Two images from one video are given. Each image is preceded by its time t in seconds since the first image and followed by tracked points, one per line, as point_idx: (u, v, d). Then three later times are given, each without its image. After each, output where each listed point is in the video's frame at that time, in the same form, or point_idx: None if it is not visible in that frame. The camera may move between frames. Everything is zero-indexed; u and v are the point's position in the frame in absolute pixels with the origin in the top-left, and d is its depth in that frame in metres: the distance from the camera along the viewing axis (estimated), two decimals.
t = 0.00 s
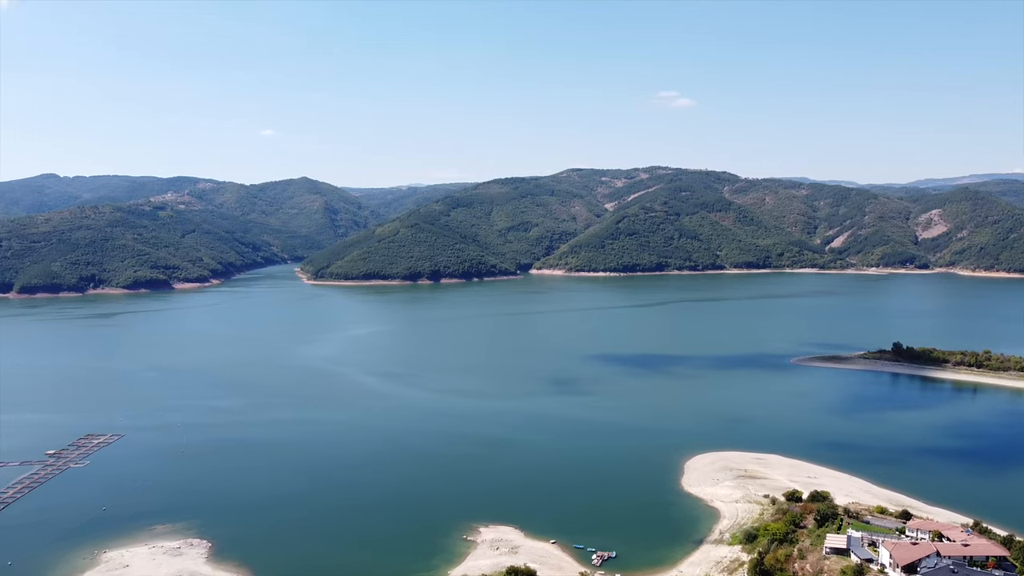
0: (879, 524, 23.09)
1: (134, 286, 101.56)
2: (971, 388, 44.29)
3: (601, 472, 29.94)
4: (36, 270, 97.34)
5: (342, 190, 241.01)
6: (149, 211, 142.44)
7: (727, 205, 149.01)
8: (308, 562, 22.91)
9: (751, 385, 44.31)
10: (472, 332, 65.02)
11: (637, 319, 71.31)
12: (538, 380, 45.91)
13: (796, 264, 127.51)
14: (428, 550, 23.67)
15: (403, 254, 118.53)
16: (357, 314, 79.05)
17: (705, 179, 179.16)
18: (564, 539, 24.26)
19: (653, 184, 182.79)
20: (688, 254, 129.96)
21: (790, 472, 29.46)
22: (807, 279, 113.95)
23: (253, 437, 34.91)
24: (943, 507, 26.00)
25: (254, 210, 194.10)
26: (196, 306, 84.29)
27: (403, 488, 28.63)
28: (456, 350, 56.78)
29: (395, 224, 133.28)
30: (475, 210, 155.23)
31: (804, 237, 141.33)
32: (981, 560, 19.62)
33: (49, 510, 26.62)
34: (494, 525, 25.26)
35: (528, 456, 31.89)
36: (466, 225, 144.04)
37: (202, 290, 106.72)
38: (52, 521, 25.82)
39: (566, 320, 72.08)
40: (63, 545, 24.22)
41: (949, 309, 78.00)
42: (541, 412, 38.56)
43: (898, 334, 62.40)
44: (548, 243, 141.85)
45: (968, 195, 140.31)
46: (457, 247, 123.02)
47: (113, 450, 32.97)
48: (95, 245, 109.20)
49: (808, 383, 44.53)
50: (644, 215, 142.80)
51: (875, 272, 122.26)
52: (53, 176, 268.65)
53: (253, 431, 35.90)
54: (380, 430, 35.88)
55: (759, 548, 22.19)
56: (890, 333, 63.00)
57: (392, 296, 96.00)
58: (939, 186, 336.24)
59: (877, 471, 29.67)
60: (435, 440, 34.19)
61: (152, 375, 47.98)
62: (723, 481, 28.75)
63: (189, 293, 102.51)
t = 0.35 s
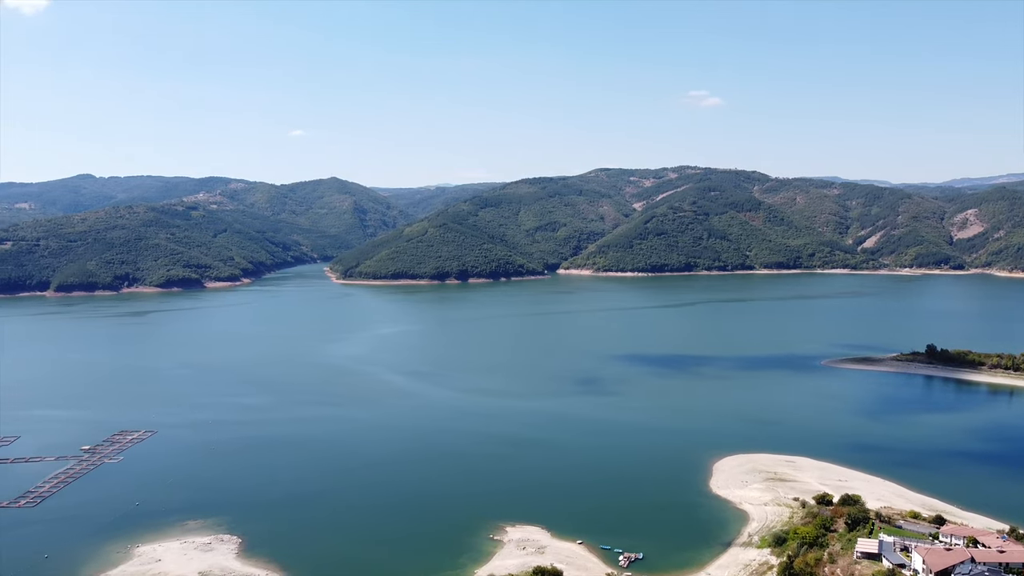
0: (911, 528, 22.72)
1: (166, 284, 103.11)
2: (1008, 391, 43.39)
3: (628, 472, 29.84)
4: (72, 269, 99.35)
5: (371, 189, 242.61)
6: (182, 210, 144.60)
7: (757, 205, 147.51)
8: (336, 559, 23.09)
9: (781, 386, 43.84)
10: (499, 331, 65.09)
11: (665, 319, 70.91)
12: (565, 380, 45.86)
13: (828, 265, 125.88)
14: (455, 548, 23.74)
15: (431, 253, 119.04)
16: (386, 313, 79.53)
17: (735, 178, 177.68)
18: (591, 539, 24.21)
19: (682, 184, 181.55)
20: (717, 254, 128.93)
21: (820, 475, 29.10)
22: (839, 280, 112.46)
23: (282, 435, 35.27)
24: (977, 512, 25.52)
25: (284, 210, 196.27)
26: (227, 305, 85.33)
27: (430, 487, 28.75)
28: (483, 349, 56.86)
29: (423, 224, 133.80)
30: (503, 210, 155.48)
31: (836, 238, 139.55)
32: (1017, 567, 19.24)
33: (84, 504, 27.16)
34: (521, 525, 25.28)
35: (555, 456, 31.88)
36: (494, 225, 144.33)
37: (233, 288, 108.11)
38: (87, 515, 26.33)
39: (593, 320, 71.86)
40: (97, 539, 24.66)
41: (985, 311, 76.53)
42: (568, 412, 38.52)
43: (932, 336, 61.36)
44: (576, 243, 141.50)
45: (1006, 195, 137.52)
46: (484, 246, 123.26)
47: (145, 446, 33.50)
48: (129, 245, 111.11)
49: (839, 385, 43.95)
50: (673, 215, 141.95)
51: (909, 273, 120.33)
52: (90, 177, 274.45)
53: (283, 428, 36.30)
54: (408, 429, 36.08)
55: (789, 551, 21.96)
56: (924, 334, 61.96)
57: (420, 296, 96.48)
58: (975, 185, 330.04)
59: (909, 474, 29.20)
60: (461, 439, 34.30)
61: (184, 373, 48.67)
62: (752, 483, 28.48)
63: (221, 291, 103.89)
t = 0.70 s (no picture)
0: (942, 533, 22.37)
1: (195, 283, 104.21)
2: None
3: (653, 473, 29.71)
4: (104, 268, 100.92)
5: (397, 189, 243.71)
6: (211, 210, 146.32)
7: (784, 204, 145.99)
8: (362, 557, 23.23)
9: (808, 387, 43.35)
10: (524, 332, 65.09)
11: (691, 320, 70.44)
12: (590, 380, 45.74)
13: (857, 265, 124.26)
14: (480, 548, 23.77)
15: (456, 253, 119.36)
16: (411, 312, 79.87)
17: (762, 178, 176.00)
18: (615, 540, 24.12)
19: (709, 183, 180.20)
20: (744, 253, 127.85)
21: (849, 478, 28.76)
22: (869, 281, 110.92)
23: (309, 433, 35.60)
24: (1010, 517, 25.07)
25: (311, 210, 197.86)
26: (254, 304, 86.16)
27: (455, 485, 28.83)
28: (508, 349, 56.91)
29: (448, 224, 134.17)
30: (528, 209, 155.46)
31: (865, 238, 137.78)
32: None
33: (115, 500, 27.60)
34: (545, 525, 25.27)
35: (579, 456, 31.79)
36: (519, 225, 144.38)
37: (261, 287, 109.18)
38: (117, 510, 26.75)
39: (619, 320, 71.56)
40: (127, 534, 25.01)
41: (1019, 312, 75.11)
42: (593, 412, 38.41)
43: (964, 338, 60.35)
44: (602, 243, 141.06)
45: None
46: (509, 246, 123.32)
47: (174, 443, 33.92)
48: (160, 244, 112.60)
49: (869, 387, 43.38)
50: (699, 215, 140.98)
51: (941, 274, 118.45)
52: (122, 177, 279.19)
53: (309, 426, 36.56)
54: (433, 427, 36.21)
55: (817, 555, 21.72)
56: (956, 336, 60.95)
57: (445, 295, 96.78)
58: (1008, 185, 324.38)
59: (940, 478, 28.72)
60: (486, 439, 34.36)
61: (213, 371, 49.21)
62: (779, 486, 28.21)
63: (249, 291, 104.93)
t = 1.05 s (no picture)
0: (977, 539, 21.96)
1: (227, 282, 105.43)
2: None
3: (682, 475, 29.54)
4: (138, 267, 102.60)
5: (425, 189, 244.86)
6: (242, 210, 148.16)
7: (815, 204, 144.20)
8: (389, 554, 23.39)
9: (839, 389, 42.79)
10: (552, 331, 64.99)
11: (720, 320, 69.86)
12: (617, 380, 45.58)
13: (889, 266, 122.36)
14: (506, 548, 23.78)
15: (484, 253, 119.58)
16: (439, 312, 80.16)
17: (793, 177, 174.04)
18: (642, 542, 24.01)
19: (738, 182, 178.54)
20: (773, 254, 126.55)
21: (881, 482, 28.36)
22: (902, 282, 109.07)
23: (338, 431, 35.90)
24: None
25: (340, 210, 199.60)
26: (285, 303, 87.04)
27: (481, 485, 28.89)
28: (535, 349, 56.91)
29: (475, 224, 134.42)
30: (556, 209, 155.42)
31: (898, 238, 135.62)
32: None
33: (147, 495, 28.04)
34: (572, 526, 25.22)
35: (607, 457, 31.65)
36: (546, 225, 144.33)
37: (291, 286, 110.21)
38: (149, 506, 27.16)
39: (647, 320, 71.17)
40: (159, 529, 25.39)
41: None
42: (620, 412, 38.29)
43: (1000, 340, 59.14)
44: (629, 243, 140.43)
45: None
46: (537, 246, 123.27)
47: (206, 440, 34.40)
48: (192, 243, 114.22)
49: (901, 389, 42.70)
50: (729, 214, 139.82)
51: (976, 275, 116.21)
52: (156, 177, 284.00)
53: (337, 424, 36.88)
54: (459, 426, 36.35)
55: (847, 559, 21.43)
56: (991, 339, 59.77)
57: (473, 295, 97.08)
58: None
59: (973, 482, 28.22)
60: (513, 438, 34.41)
61: (244, 369, 49.84)
62: (808, 489, 27.90)
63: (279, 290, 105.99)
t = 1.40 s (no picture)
0: (1011, 546, 21.54)
1: (255, 281, 106.50)
2: None
3: (709, 476, 29.34)
4: (168, 266, 104.07)
5: (451, 189, 245.54)
6: (270, 210, 149.64)
7: (845, 203, 142.46)
8: (414, 553, 23.51)
9: (869, 391, 42.25)
10: (577, 331, 64.87)
11: (747, 321, 69.30)
12: (642, 380, 45.41)
13: (921, 267, 120.52)
14: (531, 547, 23.79)
15: (509, 253, 119.68)
16: (465, 311, 80.37)
17: (821, 177, 172.06)
18: (667, 543, 23.90)
19: (766, 182, 176.87)
20: (802, 254, 125.29)
21: (911, 486, 27.96)
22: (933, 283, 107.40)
23: (364, 429, 36.14)
24: None
25: (366, 210, 200.87)
26: (312, 302, 87.74)
27: (505, 485, 28.93)
28: (560, 349, 56.86)
29: (501, 223, 134.57)
30: (581, 209, 155.18)
31: (930, 238, 133.51)
32: None
33: (177, 491, 28.43)
34: (597, 526, 25.16)
35: (632, 458, 31.54)
36: (572, 225, 144.13)
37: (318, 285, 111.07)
38: (179, 502, 27.55)
39: (673, 320, 70.76)
40: (189, 525, 25.73)
41: None
42: (646, 413, 38.14)
43: None
44: (655, 243, 139.76)
45: None
46: (562, 246, 123.12)
47: (234, 438, 34.80)
48: (221, 243, 115.56)
49: (932, 392, 42.05)
50: (756, 214, 138.61)
51: (1010, 276, 114.04)
52: (186, 178, 287.96)
53: (363, 422, 37.14)
54: (484, 426, 36.43)
55: (876, 564, 21.15)
56: None
57: (498, 295, 97.22)
58: None
59: (1006, 488, 27.70)
60: (537, 438, 34.42)
61: (272, 367, 50.33)
62: (837, 492, 27.58)
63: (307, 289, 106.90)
